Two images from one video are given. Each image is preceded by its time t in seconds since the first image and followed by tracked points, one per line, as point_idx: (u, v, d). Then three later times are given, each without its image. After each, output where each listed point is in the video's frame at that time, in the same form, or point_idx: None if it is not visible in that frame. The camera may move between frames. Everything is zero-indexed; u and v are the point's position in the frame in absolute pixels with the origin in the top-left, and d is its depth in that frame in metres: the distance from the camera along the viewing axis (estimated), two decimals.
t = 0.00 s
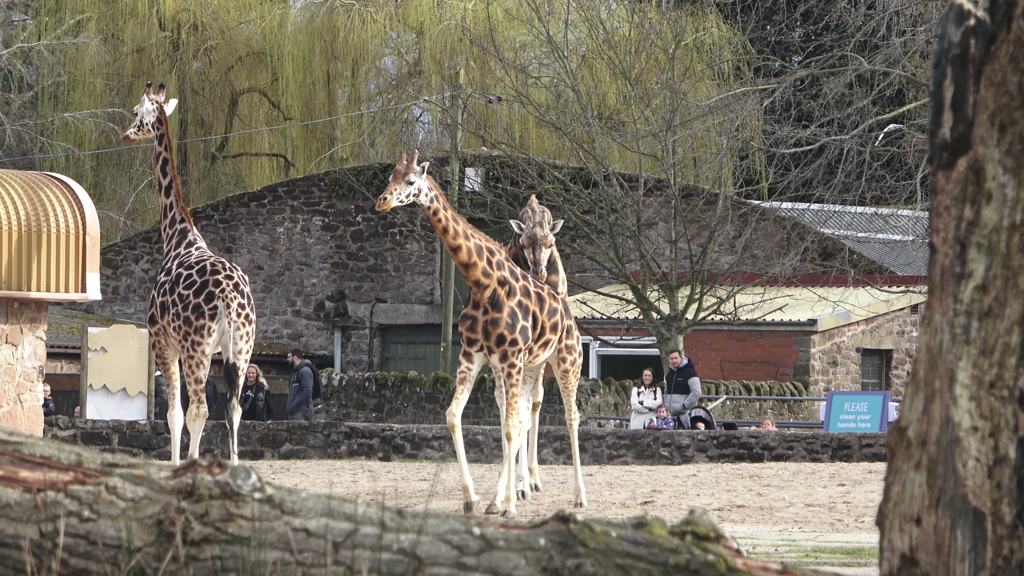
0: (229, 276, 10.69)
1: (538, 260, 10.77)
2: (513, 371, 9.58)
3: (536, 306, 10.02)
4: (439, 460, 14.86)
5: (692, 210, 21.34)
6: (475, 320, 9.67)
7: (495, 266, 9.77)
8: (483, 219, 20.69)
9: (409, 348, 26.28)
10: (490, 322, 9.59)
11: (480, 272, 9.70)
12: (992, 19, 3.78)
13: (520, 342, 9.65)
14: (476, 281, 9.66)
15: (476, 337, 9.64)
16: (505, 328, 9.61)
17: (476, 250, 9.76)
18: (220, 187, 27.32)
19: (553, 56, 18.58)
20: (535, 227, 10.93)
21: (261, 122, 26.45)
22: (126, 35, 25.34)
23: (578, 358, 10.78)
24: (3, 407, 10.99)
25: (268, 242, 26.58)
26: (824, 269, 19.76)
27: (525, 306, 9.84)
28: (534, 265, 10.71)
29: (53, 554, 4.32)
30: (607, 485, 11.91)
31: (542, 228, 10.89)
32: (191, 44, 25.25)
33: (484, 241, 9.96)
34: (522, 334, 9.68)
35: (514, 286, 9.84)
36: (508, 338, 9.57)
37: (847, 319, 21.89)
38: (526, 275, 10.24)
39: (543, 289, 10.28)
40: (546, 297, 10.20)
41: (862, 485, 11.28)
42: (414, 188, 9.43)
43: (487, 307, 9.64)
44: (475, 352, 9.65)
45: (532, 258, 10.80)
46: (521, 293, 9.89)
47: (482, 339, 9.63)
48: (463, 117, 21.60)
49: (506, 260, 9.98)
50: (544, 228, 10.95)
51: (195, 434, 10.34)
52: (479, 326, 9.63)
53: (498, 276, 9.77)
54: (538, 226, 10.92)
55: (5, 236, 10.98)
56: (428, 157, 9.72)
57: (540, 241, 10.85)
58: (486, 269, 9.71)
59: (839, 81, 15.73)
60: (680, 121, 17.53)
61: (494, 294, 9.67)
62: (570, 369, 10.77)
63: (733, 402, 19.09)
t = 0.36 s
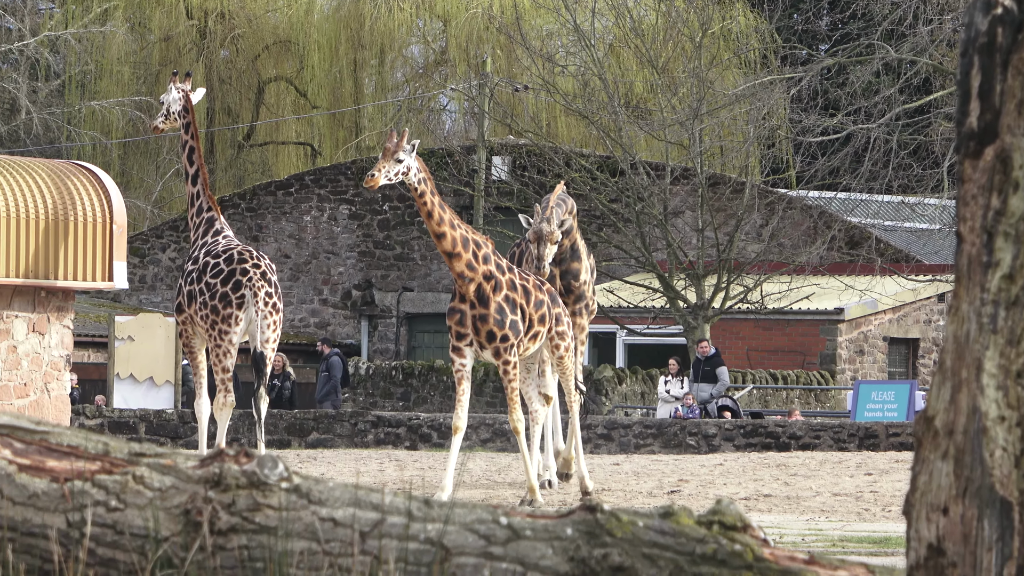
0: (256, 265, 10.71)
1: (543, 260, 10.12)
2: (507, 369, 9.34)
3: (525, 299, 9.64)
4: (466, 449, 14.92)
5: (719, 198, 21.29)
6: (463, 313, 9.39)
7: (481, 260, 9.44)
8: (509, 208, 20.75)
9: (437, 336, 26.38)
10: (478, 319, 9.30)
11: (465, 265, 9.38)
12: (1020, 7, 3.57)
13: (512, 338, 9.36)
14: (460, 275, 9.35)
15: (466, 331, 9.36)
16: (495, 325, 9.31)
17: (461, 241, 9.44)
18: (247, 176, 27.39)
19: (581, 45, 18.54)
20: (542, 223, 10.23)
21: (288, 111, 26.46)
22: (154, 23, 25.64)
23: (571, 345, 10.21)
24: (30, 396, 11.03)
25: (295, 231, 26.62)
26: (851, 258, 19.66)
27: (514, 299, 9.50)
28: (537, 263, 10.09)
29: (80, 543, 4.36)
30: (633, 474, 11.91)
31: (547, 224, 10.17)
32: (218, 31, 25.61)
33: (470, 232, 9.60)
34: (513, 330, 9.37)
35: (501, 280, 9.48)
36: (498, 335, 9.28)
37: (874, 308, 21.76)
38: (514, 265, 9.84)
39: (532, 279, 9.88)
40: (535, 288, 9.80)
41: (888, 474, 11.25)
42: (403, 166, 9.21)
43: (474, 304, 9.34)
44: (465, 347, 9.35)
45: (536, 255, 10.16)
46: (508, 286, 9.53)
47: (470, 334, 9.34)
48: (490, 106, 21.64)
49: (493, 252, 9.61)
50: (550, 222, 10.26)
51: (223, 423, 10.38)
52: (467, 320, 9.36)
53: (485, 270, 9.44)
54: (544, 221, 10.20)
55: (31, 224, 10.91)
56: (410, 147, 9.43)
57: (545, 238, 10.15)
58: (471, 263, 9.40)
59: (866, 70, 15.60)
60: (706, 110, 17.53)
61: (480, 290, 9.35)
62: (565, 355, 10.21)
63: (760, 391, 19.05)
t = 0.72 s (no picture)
0: (281, 255, 10.78)
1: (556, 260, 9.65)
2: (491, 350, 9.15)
3: (518, 284, 9.48)
4: (491, 438, 14.96)
5: (744, 187, 21.24)
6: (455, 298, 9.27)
7: (476, 242, 9.35)
8: (534, 197, 20.74)
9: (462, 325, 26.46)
10: (468, 299, 9.17)
11: (459, 249, 9.30)
12: None
13: (500, 319, 9.20)
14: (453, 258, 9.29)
15: (456, 314, 9.23)
16: (484, 304, 9.17)
17: (454, 225, 9.36)
18: (272, 166, 27.47)
19: (605, 34, 18.50)
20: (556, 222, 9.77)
21: (312, 99, 26.37)
22: (178, 13, 25.79)
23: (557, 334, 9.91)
24: (55, 385, 11.06)
25: (321, 221, 26.74)
26: (877, 247, 19.58)
27: (507, 283, 9.37)
28: (551, 264, 9.60)
29: (106, 533, 4.39)
30: (658, 463, 11.93)
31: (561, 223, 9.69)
32: (242, 22, 25.68)
33: (465, 215, 9.52)
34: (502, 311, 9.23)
35: (497, 263, 9.39)
36: (486, 313, 9.14)
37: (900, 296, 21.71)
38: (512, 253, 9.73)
39: (528, 266, 9.74)
40: (529, 274, 9.64)
41: (914, 463, 11.22)
42: (386, 168, 9.12)
43: (465, 283, 9.23)
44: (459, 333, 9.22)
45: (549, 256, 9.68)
46: (503, 270, 9.41)
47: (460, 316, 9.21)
48: (514, 96, 21.63)
49: (489, 235, 9.51)
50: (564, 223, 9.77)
51: (249, 413, 10.42)
52: (457, 303, 9.23)
53: (478, 253, 9.34)
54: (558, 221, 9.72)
55: (55, 215, 10.90)
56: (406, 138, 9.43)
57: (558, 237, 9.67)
58: (464, 246, 9.32)
59: (892, 59, 15.49)
60: (731, 99, 17.46)
61: (474, 271, 9.26)
62: (546, 342, 9.84)
63: (786, 380, 19.00)
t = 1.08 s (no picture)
0: (307, 250, 10.83)
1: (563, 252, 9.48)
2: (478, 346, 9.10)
3: (511, 279, 9.42)
4: (515, 433, 15.00)
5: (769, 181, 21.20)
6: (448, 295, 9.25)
7: (468, 238, 9.33)
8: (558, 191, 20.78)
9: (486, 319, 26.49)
10: (457, 295, 9.14)
11: (452, 244, 9.30)
12: None
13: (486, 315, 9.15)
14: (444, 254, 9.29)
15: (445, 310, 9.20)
16: (472, 300, 9.13)
17: (446, 221, 9.35)
18: (297, 161, 27.60)
19: (629, 28, 18.52)
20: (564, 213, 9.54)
21: (337, 94, 26.41)
22: (201, 8, 25.96)
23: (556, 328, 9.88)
24: (80, 380, 11.13)
25: (345, 215, 26.84)
26: (901, 240, 19.51)
27: (498, 279, 9.32)
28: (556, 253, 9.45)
29: (131, 528, 4.41)
30: (683, 457, 11.92)
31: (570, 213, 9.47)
32: (267, 16, 25.83)
33: (458, 211, 9.53)
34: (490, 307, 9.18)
35: (488, 259, 9.33)
36: (472, 309, 9.09)
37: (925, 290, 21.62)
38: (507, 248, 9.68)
39: (524, 261, 9.66)
40: (524, 269, 9.57)
41: (939, 456, 11.18)
42: (380, 153, 9.27)
43: (456, 280, 9.21)
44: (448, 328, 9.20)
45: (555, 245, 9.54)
46: (496, 266, 9.36)
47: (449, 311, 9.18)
48: (538, 90, 21.69)
49: (482, 231, 9.51)
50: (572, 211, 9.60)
51: (273, 408, 10.45)
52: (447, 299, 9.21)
53: (470, 249, 9.32)
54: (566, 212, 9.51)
55: (83, 210, 10.98)
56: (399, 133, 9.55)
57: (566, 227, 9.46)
58: (457, 242, 9.31)
59: (915, 52, 15.44)
60: (756, 93, 17.42)
61: (464, 268, 9.24)
62: (544, 337, 9.84)
63: (810, 374, 18.95)
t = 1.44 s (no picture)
0: (331, 247, 10.86)
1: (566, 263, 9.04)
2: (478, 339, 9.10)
3: (507, 271, 9.42)
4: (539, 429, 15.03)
5: (791, 177, 21.17)
6: (443, 288, 9.22)
7: (463, 230, 9.36)
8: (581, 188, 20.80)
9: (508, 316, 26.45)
10: (454, 289, 9.14)
11: (447, 237, 9.32)
12: None
13: (487, 308, 9.17)
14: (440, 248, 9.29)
15: (443, 305, 9.17)
16: (470, 294, 9.14)
17: (442, 214, 9.38)
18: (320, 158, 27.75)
19: (652, 24, 18.48)
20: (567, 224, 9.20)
21: (359, 91, 26.11)
22: (224, 5, 26.04)
23: (554, 324, 9.89)
24: (103, 377, 11.25)
25: (368, 212, 26.87)
26: (924, 237, 19.44)
27: (495, 271, 9.33)
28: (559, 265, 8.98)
29: (154, 525, 4.39)
30: (705, 453, 11.91)
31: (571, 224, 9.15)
32: (290, 13, 25.93)
33: (451, 204, 9.56)
34: (489, 300, 9.20)
35: (483, 251, 9.34)
36: (472, 303, 9.10)
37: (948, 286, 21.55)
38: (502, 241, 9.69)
39: (518, 253, 9.66)
40: (520, 261, 9.57)
41: (962, 452, 11.15)
42: (371, 144, 9.50)
43: (452, 274, 9.22)
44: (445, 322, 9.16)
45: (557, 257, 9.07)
46: (492, 257, 9.37)
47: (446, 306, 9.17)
48: (562, 87, 21.69)
49: (476, 224, 9.53)
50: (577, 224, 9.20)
51: (296, 405, 10.46)
52: (444, 294, 9.18)
53: (466, 241, 9.34)
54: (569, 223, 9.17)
55: (105, 206, 11.02)
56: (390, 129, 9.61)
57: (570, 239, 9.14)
58: (452, 235, 9.33)
59: (939, 49, 15.36)
60: (780, 88, 17.38)
61: (460, 262, 9.25)
62: (544, 335, 9.85)
63: (834, 370, 18.88)
